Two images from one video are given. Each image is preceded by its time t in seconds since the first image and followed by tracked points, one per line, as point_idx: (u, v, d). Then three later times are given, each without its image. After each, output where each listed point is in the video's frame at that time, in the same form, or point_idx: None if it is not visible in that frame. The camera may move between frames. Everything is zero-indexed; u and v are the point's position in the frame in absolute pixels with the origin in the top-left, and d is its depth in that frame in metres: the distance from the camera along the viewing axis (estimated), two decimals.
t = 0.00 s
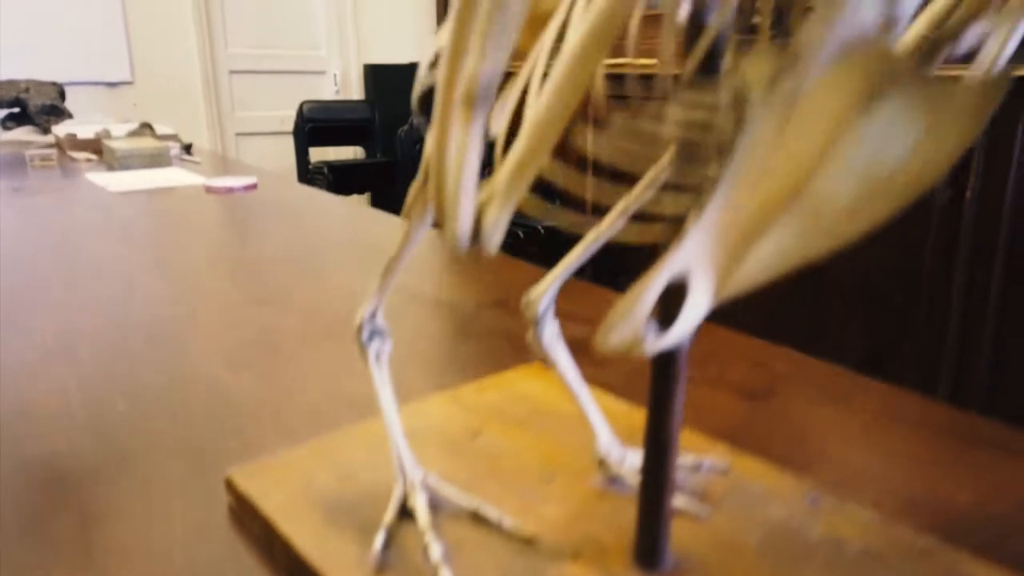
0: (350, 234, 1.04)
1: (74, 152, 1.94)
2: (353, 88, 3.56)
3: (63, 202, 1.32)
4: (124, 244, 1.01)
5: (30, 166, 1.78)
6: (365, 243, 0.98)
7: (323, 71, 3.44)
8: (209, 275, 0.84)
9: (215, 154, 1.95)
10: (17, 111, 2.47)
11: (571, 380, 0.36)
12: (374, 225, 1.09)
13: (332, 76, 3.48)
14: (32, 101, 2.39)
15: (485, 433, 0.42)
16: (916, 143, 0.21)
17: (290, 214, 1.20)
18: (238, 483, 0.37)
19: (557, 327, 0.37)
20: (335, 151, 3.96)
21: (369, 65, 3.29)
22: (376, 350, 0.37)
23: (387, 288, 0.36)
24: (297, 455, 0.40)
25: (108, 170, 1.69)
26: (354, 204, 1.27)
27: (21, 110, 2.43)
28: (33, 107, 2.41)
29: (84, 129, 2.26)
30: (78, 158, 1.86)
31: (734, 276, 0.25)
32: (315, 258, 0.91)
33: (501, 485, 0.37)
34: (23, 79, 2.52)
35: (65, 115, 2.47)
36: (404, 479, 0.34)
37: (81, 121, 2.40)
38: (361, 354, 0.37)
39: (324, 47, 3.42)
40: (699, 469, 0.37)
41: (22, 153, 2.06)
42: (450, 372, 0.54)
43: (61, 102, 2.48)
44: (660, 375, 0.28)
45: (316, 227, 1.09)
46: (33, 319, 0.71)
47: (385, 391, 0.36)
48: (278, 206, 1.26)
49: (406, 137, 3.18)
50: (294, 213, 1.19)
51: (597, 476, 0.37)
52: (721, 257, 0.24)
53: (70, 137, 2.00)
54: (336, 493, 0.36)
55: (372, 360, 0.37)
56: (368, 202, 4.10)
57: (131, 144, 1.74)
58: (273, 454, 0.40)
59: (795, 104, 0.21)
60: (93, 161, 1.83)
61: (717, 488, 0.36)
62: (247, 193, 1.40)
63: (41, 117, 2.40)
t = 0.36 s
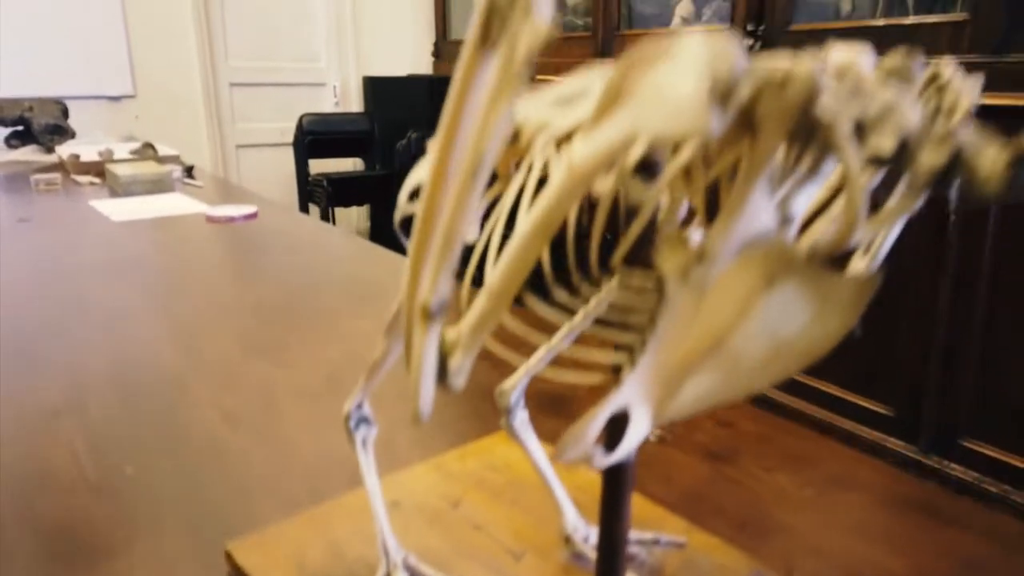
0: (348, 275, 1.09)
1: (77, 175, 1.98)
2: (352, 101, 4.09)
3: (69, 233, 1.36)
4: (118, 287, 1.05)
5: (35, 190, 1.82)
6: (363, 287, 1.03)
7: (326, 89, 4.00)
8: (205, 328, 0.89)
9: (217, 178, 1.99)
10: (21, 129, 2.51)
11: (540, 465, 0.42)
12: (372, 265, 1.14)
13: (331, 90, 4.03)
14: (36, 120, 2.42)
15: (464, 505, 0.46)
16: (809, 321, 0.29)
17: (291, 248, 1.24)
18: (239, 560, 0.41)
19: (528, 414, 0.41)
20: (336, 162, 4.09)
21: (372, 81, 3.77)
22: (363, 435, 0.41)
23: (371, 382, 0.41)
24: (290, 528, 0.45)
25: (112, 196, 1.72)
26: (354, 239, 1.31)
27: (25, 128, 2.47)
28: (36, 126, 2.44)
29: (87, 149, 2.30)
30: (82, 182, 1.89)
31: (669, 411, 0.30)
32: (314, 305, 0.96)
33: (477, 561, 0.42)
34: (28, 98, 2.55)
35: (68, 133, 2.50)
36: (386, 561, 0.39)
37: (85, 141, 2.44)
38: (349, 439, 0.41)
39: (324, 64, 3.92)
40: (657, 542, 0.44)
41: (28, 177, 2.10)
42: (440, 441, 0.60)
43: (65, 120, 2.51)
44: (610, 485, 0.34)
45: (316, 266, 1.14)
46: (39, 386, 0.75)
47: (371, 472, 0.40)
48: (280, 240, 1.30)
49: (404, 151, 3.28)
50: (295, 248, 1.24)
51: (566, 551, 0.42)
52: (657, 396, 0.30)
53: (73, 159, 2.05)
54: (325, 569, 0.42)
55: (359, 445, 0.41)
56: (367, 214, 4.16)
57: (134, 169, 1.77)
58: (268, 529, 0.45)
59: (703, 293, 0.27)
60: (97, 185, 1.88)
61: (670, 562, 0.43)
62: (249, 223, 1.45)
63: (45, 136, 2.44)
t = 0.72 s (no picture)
0: (353, 299, 1.13)
1: (84, 191, 2.03)
2: (353, 108, 4.24)
3: (79, 254, 1.40)
4: (132, 309, 1.09)
5: (43, 208, 1.85)
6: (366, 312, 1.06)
7: (327, 95, 4.16)
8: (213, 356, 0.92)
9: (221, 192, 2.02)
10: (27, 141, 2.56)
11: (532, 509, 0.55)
12: (376, 289, 1.18)
13: (333, 98, 4.18)
14: (43, 134, 2.45)
15: (464, 550, 0.73)
16: (780, 413, 0.46)
17: (296, 272, 1.27)
18: None
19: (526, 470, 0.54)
20: (337, 172, 4.17)
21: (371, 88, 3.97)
22: (373, 489, 0.56)
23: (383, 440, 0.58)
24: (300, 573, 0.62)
25: (120, 213, 1.75)
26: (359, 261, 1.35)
27: (31, 140, 2.51)
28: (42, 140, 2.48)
29: (92, 163, 2.34)
30: (89, 199, 1.92)
31: (659, 482, 0.48)
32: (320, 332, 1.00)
33: None
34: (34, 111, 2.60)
35: (74, 147, 2.54)
36: None
37: (91, 154, 2.49)
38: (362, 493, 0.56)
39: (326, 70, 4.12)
40: None
41: (35, 193, 2.14)
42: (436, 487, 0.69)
43: (70, 132, 2.55)
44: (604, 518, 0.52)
45: (321, 289, 1.18)
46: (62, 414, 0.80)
47: (379, 524, 0.55)
48: (286, 263, 1.33)
49: (404, 159, 3.32)
50: (300, 270, 1.28)
51: None
52: (650, 471, 0.48)
53: (79, 173, 2.09)
54: None
55: (370, 499, 0.56)
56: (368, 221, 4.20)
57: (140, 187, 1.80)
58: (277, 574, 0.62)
59: (686, 386, 0.45)
60: (103, 201, 1.91)
61: None
62: (253, 244, 1.48)
63: (52, 150, 2.47)
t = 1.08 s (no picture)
0: (362, 316, 1.14)
1: (93, 202, 2.05)
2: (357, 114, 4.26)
3: (90, 269, 1.41)
4: (146, 327, 1.10)
5: (53, 219, 1.87)
6: (376, 331, 1.07)
7: (330, 100, 4.17)
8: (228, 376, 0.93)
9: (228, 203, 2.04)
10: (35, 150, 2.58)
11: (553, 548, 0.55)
12: (384, 305, 1.19)
13: (336, 102, 4.19)
14: (51, 144, 2.48)
15: None
16: (791, 474, 0.48)
17: (305, 288, 1.29)
18: None
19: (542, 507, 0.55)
20: (340, 177, 4.19)
21: (374, 94, 4.01)
22: (396, 524, 0.55)
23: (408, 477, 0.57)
24: None
25: (129, 226, 1.77)
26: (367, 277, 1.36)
27: (38, 149, 2.54)
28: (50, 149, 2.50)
29: (99, 173, 2.36)
30: (99, 210, 1.94)
31: (675, 532, 0.50)
32: (330, 353, 1.01)
33: None
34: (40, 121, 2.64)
35: (82, 156, 2.56)
36: None
37: (98, 164, 2.51)
38: (385, 529, 0.55)
39: (329, 75, 4.13)
40: None
41: (45, 201, 2.16)
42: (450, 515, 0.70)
43: (77, 141, 2.58)
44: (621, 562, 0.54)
45: (330, 306, 1.19)
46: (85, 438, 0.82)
47: (403, 557, 0.55)
48: (294, 278, 1.34)
49: (408, 168, 3.33)
50: (308, 286, 1.29)
51: None
52: (666, 521, 0.50)
53: (88, 184, 2.11)
54: None
55: (393, 534, 0.55)
56: (371, 227, 4.22)
57: (150, 200, 1.82)
58: None
59: (704, 448, 0.46)
60: (111, 213, 1.93)
61: None
62: (261, 257, 1.50)
63: (59, 159, 2.50)
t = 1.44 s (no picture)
0: (378, 335, 1.14)
1: (104, 216, 2.06)
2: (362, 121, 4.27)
3: (105, 285, 1.42)
4: (161, 347, 1.10)
5: (65, 232, 1.88)
6: (393, 349, 1.07)
7: (336, 107, 4.19)
8: (244, 397, 0.92)
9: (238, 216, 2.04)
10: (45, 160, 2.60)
11: None
12: (399, 322, 1.19)
13: (341, 109, 4.20)
14: (60, 155, 2.50)
15: None
16: (832, 539, 0.48)
17: (319, 305, 1.29)
18: None
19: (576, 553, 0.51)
20: (346, 185, 4.21)
21: (380, 101, 4.05)
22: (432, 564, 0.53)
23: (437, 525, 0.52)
24: None
25: (141, 239, 1.78)
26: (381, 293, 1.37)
27: (48, 159, 2.56)
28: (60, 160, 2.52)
29: (109, 185, 2.37)
30: (110, 223, 1.95)
31: None
32: (347, 370, 1.00)
33: None
34: (48, 130, 2.65)
35: (91, 166, 2.57)
36: None
37: (107, 174, 2.52)
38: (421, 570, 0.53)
39: (334, 83, 4.14)
40: None
41: (56, 214, 2.17)
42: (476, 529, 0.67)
43: (86, 151, 2.59)
44: None
45: (345, 323, 1.19)
46: (103, 457, 0.81)
47: None
48: (308, 294, 1.35)
49: (414, 175, 3.35)
50: (322, 302, 1.30)
51: None
52: None
53: (99, 197, 2.12)
54: None
55: None
56: (376, 234, 4.23)
57: (162, 213, 1.83)
58: None
59: (749, 512, 0.48)
60: (123, 226, 1.95)
61: None
62: (274, 272, 1.51)
63: (68, 170, 2.51)
